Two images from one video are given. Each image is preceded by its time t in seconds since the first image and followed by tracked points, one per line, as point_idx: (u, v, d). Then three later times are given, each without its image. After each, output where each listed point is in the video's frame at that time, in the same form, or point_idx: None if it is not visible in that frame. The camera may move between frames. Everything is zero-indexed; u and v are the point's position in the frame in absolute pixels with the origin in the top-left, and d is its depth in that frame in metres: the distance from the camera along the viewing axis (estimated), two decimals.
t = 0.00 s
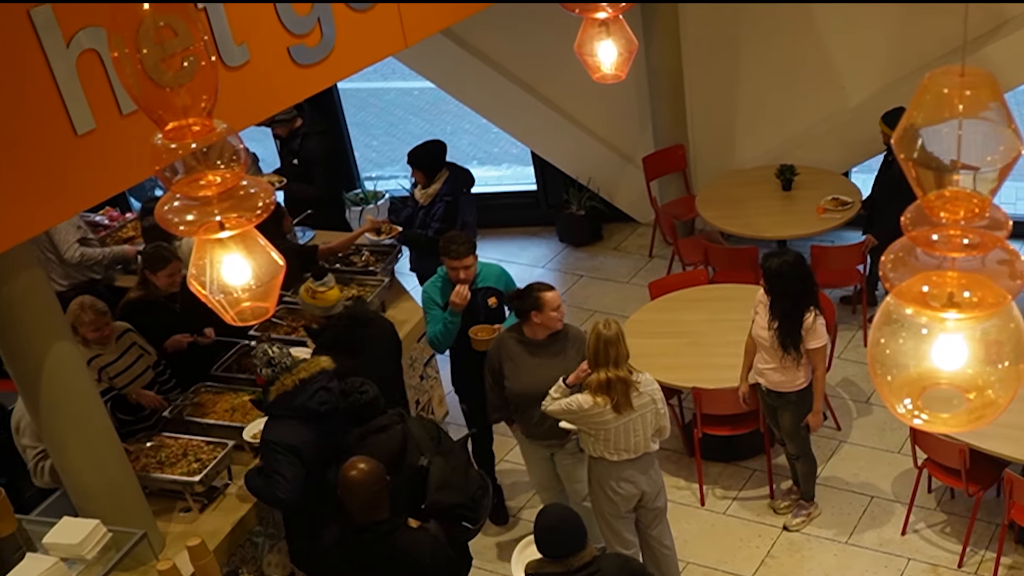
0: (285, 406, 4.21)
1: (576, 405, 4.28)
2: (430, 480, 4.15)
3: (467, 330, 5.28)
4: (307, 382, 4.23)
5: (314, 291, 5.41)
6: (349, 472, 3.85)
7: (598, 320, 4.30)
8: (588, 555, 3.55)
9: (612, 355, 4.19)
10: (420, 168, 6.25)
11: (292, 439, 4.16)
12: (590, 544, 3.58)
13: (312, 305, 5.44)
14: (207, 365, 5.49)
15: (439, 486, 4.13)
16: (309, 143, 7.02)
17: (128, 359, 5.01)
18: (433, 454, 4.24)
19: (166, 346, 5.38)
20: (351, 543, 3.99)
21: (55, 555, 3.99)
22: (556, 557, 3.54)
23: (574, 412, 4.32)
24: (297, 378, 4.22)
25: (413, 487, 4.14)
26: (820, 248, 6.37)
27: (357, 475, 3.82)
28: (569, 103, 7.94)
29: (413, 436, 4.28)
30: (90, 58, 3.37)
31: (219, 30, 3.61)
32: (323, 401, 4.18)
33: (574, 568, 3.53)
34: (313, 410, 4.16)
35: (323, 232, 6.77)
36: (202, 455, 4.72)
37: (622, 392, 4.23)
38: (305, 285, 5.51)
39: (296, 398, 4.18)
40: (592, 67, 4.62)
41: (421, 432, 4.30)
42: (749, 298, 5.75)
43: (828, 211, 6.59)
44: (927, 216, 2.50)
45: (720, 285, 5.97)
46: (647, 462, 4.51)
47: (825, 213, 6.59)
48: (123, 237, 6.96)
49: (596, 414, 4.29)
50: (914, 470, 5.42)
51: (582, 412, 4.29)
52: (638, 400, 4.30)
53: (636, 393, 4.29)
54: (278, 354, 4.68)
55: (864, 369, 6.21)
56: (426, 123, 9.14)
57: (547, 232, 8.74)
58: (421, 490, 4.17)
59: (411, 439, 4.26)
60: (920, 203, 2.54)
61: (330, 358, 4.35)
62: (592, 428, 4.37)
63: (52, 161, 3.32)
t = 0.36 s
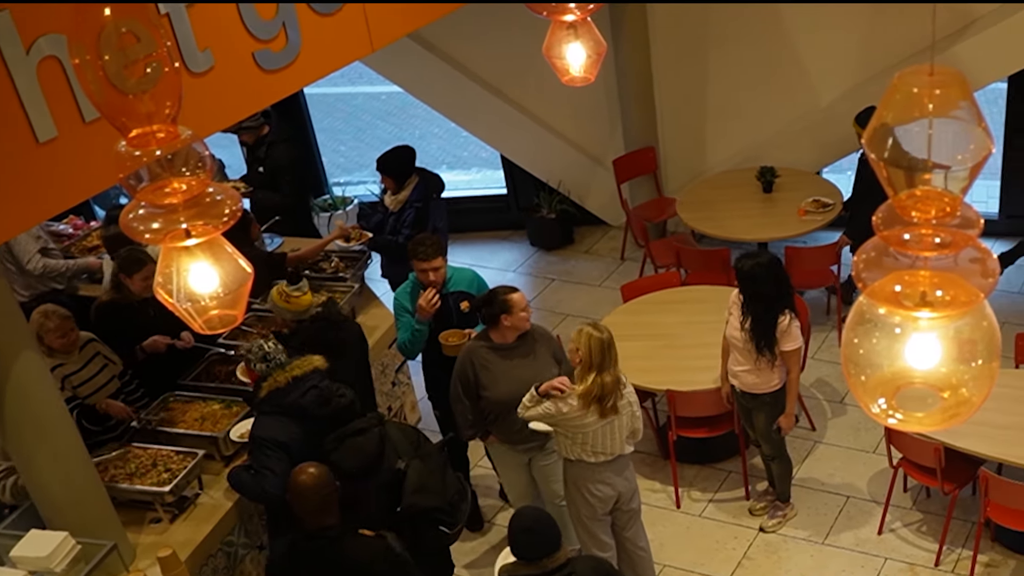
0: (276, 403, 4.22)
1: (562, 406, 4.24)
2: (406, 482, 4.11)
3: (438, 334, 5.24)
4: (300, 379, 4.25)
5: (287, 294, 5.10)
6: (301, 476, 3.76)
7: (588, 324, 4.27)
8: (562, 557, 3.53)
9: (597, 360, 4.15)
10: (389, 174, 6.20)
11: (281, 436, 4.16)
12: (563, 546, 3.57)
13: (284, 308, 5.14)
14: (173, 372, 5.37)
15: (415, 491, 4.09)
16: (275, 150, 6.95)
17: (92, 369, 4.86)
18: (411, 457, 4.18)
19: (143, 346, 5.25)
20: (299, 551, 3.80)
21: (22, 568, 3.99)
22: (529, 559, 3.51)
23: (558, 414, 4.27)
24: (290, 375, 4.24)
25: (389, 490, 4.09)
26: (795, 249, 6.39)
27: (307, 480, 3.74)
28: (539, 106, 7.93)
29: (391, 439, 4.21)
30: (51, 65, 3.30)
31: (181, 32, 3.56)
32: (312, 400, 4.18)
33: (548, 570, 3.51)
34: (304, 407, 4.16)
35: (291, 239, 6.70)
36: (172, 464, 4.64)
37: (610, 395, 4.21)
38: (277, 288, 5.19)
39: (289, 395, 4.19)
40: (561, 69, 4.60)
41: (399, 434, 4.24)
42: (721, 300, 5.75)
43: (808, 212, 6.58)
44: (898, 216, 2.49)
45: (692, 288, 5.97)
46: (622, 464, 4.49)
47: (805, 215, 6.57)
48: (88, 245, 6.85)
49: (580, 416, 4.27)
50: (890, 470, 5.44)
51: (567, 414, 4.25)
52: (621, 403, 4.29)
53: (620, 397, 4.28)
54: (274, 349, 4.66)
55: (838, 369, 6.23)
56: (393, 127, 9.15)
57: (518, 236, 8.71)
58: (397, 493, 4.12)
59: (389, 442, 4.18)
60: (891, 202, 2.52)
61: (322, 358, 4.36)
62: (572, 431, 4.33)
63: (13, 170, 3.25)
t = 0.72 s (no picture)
0: (239, 412, 4.22)
1: (531, 406, 4.25)
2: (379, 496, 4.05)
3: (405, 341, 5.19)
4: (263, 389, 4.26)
5: (267, 288, 4.80)
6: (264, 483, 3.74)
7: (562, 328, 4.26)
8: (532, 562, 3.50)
9: (573, 365, 4.15)
10: (356, 180, 6.14)
11: (242, 446, 4.16)
12: (534, 549, 3.55)
13: (264, 302, 4.79)
14: (140, 379, 5.25)
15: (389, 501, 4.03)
16: (241, 158, 6.87)
17: (62, 380, 4.76)
18: (381, 470, 4.13)
19: (114, 356, 5.16)
20: (252, 565, 3.72)
21: None
22: (498, 564, 3.49)
23: (527, 415, 4.28)
24: (254, 384, 4.24)
25: (362, 505, 4.05)
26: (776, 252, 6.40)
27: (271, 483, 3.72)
28: (508, 109, 7.91)
29: (359, 452, 4.15)
30: (8, 72, 3.23)
31: (143, 39, 3.53)
32: (276, 409, 4.21)
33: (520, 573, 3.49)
34: (267, 417, 4.19)
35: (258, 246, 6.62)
36: (141, 475, 4.55)
37: (580, 399, 4.20)
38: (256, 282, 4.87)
39: (251, 405, 4.20)
40: (528, 73, 4.57)
41: (365, 448, 4.17)
42: (693, 302, 5.74)
43: (789, 213, 6.59)
44: (869, 217, 2.50)
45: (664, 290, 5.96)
46: (597, 470, 4.46)
47: (787, 215, 6.58)
48: (50, 255, 6.72)
49: (548, 419, 4.26)
50: (864, 469, 5.46)
51: (536, 415, 4.26)
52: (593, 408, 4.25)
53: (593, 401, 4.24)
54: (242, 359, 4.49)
55: (811, 370, 6.24)
56: (360, 133, 9.07)
57: (488, 241, 8.68)
58: (371, 507, 4.08)
59: (357, 456, 4.12)
60: (861, 202, 2.52)
61: (286, 366, 4.37)
62: (542, 435, 4.32)
63: None
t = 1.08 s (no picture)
0: (183, 425, 4.11)
1: (494, 408, 4.27)
2: (342, 507, 4.03)
3: (376, 348, 5.15)
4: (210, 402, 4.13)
5: (243, 286, 4.79)
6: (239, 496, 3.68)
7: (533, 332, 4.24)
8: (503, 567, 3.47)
9: (539, 370, 4.13)
10: (324, 186, 6.08)
11: (189, 460, 4.08)
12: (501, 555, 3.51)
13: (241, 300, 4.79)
14: (107, 391, 5.14)
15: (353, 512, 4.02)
16: (206, 165, 6.78)
17: (30, 391, 4.62)
18: (341, 484, 4.08)
19: (83, 366, 5.06)
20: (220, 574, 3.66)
21: None
22: (467, 570, 3.46)
23: (489, 417, 4.30)
24: (198, 399, 4.11)
25: (326, 520, 4.02)
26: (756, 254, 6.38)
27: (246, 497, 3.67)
28: (476, 112, 7.88)
29: (317, 467, 4.10)
30: None
31: (103, 45, 3.41)
32: (223, 422, 4.09)
33: None
34: (215, 431, 4.07)
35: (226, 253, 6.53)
36: (110, 486, 4.46)
37: (540, 403, 4.17)
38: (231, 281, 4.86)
39: (195, 419, 4.08)
40: (496, 76, 4.54)
41: (323, 461, 4.12)
42: (665, 304, 5.73)
43: (767, 213, 6.61)
44: (840, 217, 2.50)
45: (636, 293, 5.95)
46: (571, 477, 4.42)
47: (764, 215, 6.60)
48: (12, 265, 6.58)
49: (506, 420, 4.26)
50: (839, 470, 5.48)
51: (497, 417, 4.27)
52: (559, 415, 4.21)
53: (558, 408, 4.21)
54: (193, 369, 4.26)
55: (784, 371, 6.26)
56: (327, 138, 8.97)
57: (458, 246, 8.65)
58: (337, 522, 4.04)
59: (315, 471, 4.08)
60: (831, 203, 2.53)
61: (237, 377, 4.24)
62: (502, 437, 4.32)
63: None
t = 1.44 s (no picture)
0: (157, 422, 4.13)
1: (469, 415, 4.23)
2: (311, 511, 3.98)
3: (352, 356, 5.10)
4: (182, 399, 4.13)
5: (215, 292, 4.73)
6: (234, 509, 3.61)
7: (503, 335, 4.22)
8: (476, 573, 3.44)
9: (514, 371, 4.11)
10: (295, 193, 6.02)
11: (163, 459, 4.11)
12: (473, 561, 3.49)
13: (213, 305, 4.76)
14: (80, 401, 5.07)
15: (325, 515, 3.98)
16: (177, 171, 6.70)
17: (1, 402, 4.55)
18: (307, 487, 4.05)
19: (54, 376, 4.97)
20: None
21: None
22: None
23: (465, 424, 4.25)
24: (170, 396, 4.10)
25: (297, 523, 3.94)
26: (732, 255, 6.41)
27: (241, 511, 3.60)
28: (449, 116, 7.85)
29: (282, 473, 4.07)
30: None
31: (69, 52, 3.34)
32: (193, 420, 4.10)
33: None
34: (186, 429, 4.09)
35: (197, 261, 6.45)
36: (83, 496, 4.38)
37: (518, 407, 4.15)
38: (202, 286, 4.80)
39: (166, 417, 4.10)
40: (466, 80, 4.51)
41: (289, 466, 4.10)
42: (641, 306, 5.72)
43: (749, 214, 6.63)
44: (811, 217, 2.50)
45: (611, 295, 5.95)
46: (548, 481, 4.40)
47: (747, 215, 6.63)
48: None
49: (483, 427, 4.22)
50: (817, 470, 5.50)
51: (473, 424, 4.23)
52: (533, 418, 4.19)
53: (533, 412, 4.19)
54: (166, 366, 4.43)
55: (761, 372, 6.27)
56: (298, 144, 8.96)
57: (432, 250, 8.61)
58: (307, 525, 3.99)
59: (281, 477, 4.05)
60: (803, 203, 2.53)
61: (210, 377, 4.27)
62: (480, 445, 4.27)
63: None
